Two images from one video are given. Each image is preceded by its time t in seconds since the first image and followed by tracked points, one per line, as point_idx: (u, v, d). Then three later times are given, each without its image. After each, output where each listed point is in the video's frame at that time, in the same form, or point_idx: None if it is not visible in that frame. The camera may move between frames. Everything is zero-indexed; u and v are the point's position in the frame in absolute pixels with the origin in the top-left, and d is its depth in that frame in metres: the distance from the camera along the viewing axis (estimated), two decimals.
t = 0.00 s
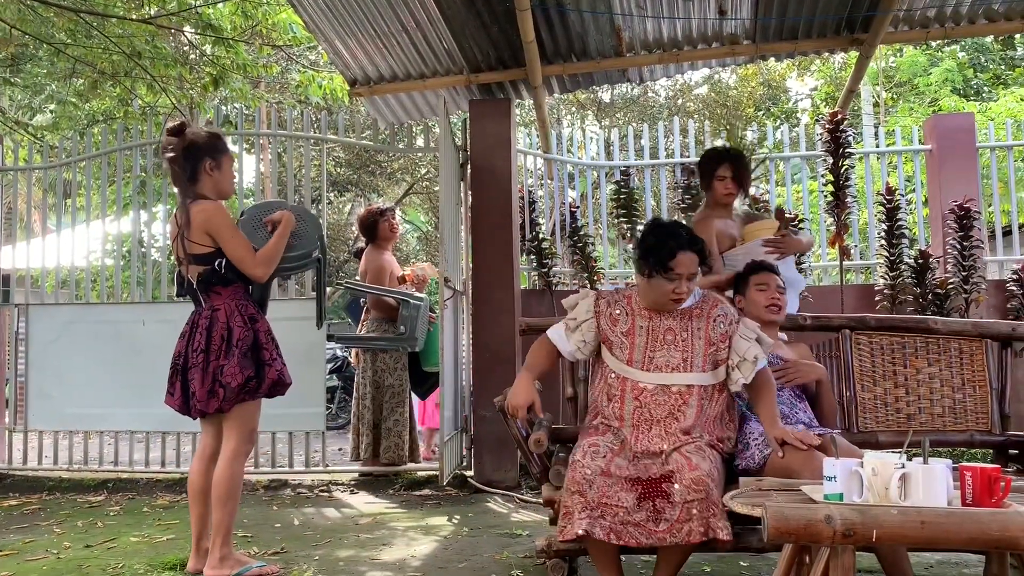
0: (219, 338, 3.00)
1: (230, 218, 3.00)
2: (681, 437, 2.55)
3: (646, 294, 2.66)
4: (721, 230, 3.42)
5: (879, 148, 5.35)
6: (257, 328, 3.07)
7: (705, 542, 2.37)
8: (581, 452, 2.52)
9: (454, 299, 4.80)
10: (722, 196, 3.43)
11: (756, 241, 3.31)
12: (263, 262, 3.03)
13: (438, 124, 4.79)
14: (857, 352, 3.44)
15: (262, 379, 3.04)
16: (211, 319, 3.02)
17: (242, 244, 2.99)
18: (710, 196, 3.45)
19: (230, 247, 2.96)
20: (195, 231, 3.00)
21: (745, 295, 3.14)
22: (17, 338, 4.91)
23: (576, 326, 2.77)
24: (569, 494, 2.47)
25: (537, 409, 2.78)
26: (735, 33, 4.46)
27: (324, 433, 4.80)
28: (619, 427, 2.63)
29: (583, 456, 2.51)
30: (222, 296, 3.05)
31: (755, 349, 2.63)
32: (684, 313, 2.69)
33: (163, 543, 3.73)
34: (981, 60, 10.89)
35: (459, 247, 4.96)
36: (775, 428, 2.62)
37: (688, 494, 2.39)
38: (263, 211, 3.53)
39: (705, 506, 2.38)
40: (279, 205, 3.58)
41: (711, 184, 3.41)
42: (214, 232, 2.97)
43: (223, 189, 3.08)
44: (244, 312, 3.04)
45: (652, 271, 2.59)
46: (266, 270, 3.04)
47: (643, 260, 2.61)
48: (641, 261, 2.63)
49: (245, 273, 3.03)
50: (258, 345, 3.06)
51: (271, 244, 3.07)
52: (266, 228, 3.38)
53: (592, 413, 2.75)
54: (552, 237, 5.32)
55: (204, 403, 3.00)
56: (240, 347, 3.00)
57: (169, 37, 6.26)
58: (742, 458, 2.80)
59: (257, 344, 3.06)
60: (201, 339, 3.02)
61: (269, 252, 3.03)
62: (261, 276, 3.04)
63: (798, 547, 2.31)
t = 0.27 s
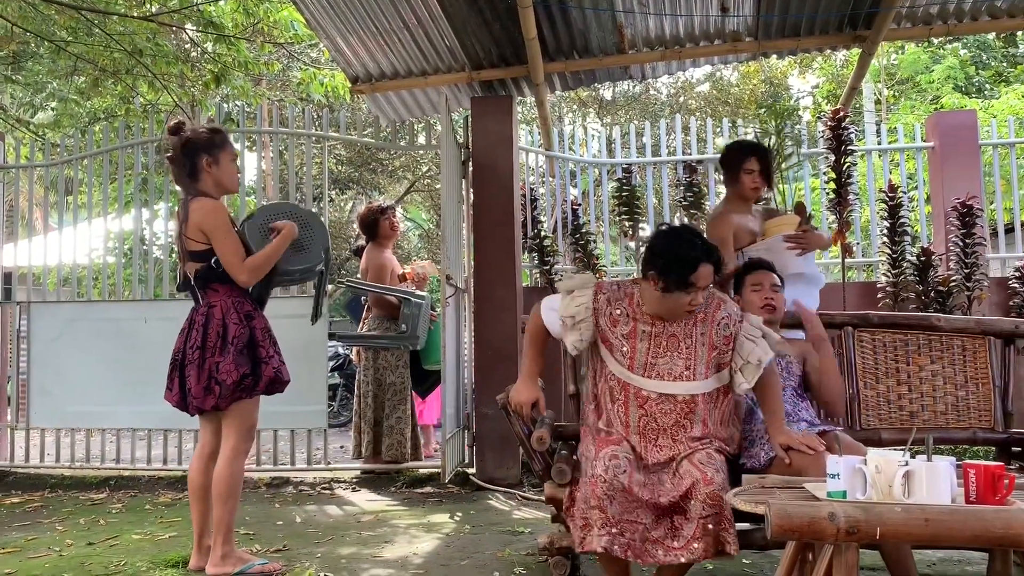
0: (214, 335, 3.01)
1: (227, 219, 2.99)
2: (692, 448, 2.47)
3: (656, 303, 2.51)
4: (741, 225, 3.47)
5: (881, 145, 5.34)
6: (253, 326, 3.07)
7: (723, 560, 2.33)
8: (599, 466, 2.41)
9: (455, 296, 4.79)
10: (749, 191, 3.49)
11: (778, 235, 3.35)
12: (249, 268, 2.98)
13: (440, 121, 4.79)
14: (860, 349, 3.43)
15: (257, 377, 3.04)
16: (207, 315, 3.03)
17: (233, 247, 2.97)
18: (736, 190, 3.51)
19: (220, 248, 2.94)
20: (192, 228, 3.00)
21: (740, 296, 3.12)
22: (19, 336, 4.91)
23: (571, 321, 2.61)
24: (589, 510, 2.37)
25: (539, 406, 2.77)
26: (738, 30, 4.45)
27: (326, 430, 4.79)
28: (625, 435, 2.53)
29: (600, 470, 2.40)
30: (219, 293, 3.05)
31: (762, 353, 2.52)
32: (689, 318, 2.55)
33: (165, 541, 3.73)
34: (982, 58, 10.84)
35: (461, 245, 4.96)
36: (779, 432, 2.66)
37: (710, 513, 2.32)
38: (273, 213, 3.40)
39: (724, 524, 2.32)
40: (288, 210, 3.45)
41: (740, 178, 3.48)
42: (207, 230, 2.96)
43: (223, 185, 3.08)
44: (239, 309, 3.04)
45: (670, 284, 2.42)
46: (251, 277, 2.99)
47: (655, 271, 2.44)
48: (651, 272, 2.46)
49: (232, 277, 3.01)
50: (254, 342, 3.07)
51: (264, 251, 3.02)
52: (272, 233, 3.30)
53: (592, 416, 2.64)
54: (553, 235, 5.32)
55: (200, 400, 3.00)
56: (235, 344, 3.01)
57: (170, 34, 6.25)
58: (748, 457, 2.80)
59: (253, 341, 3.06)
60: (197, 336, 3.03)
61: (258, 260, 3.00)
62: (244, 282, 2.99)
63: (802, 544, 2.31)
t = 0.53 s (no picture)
0: (214, 332, 3.01)
1: (227, 219, 2.99)
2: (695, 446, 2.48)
3: (665, 296, 2.45)
4: (752, 219, 3.45)
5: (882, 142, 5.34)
6: (252, 324, 3.07)
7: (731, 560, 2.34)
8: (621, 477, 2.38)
9: (456, 294, 4.79)
10: (764, 185, 3.45)
11: (791, 230, 3.35)
12: (241, 273, 2.96)
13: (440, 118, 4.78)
14: (860, 347, 3.43)
15: (255, 375, 3.04)
16: (207, 313, 3.03)
17: (228, 250, 2.96)
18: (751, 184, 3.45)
19: (217, 250, 2.95)
20: (192, 226, 3.01)
21: (739, 293, 3.13)
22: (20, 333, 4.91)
23: (571, 327, 2.54)
24: (613, 523, 2.32)
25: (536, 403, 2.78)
26: (738, 26, 4.45)
27: (326, 427, 4.80)
28: (627, 438, 2.52)
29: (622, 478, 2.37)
30: (219, 291, 3.06)
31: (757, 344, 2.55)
32: (687, 313, 2.52)
33: (166, 537, 3.73)
34: (983, 55, 10.75)
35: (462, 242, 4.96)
36: (781, 430, 2.66)
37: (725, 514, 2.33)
38: (275, 216, 3.34)
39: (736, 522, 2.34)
40: (294, 213, 3.36)
41: (758, 173, 3.43)
42: (206, 231, 2.96)
43: (226, 182, 3.09)
44: (238, 307, 3.04)
45: (688, 273, 2.37)
46: (242, 283, 2.97)
47: (668, 263, 2.38)
48: (662, 265, 2.39)
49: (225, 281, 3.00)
50: (253, 341, 3.07)
51: (261, 257, 3.00)
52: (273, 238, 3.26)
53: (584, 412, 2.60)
54: (553, 232, 5.32)
55: (198, 398, 3.01)
56: (233, 342, 3.01)
57: (171, 31, 6.25)
58: (751, 454, 2.86)
59: (252, 339, 3.07)
60: (197, 333, 3.03)
61: (250, 268, 2.97)
62: (235, 287, 2.97)
63: (802, 540, 2.31)
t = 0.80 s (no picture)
0: (215, 331, 3.02)
1: (228, 219, 2.98)
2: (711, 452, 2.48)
3: (671, 286, 2.35)
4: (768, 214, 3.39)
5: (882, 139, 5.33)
6: (254, 322, 3.08)
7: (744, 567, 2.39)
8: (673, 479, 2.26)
9: (456, 291, 4.79)
10: (785, 180, 3.39)
11: (808, 230, 3.32)
12: (241, 275, 2.96)
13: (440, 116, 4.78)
14: (860, 344, 3.43)
15: (257, 374, 3.04)
16: (209, 311, 3.04)
17: (228, 252, 2.96)
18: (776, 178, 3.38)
19: (216, 251, 2.94)
20: (194, 225, 3.01)
21: (740, 290, 3.13)
22: (20, 331, 4.92)
23: (593, 334, 2.33)
24: (667, 529, 2.21)
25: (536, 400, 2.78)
26: (738, 23, 4.44)
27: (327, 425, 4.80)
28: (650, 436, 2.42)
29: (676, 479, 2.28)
30: (221, 289, 3.06)
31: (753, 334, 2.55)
32: (688, 303, 2.44)
33: (168, 535, 3.74)
34: (983, 52, 10.79)
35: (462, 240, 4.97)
36: (777, 426, 2.64)
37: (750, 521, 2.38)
38: (277, 215, 3.37)
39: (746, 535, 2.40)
40: (295, 212, 3.40)
41: (785, 167, 3.35)
42: (206, 231, 2.96)
43: (229, 180, 3.09)
44: (240, 306, 3.04)
45: (694, 258, 2.30)
46: (241, 285, 2.97)
47: (674, 252, 2.29)
48: (669, 254, 2.30)
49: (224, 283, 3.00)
50: (255, 339, 3.07)
51: (261, 260, 2.99)
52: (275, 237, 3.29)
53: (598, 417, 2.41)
54: (554, 230, 5.32)
55: (199, 396, 3.01)
56: (235, 341, 3.01)
57: (170, 29, 6.24)
58: (748, 451, 2.88)
59: (253, 338, 3.07)
60: (199, 332, 3.04)
61: (248, 270, 2.96)
62: (234, 289, 2.97)
63: (803, 537, 2.31)
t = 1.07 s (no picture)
0: (215, 330, 3.02)
1: (227, 217, 2.98)
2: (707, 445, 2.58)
3: (654, 276, 2.46)
4: (801, 214, 3.42)
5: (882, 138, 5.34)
6: (254, 321, 3.08)
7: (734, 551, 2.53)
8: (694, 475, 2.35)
9: (456, 290, 4.79)
10: (822, 179, 3.42)
11: (843, 234, 3.36)
12: (238, 274, 2.96)
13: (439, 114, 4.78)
14: (859, 342, 3.42)
15: (255, 373, 3.04)
16: (209, 309, 3.04)
17: (227, 251, 2.96)
18: (811, 177, 3.41)
19: (215, 249, 2.94)
20: (194, 222, 3.01)
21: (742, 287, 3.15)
22: (20, 330, 4.91)
23: (625, 341, 2.30)
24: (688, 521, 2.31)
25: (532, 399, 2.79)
26: (737, 22, 4.44)
27: (326, 424, 4.80)
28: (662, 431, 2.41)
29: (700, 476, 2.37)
30: (221, 288, 3.06)
31: (704, 330, 2.67)
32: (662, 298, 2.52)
33: (167, 534, 3.74)
34: (982, 50, 10.90)
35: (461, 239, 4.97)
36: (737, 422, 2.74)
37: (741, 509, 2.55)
38: (277, 213, 3.30)
39: (734, 524, 2.55)
40: (296, 211, 3.32)
41: (821, 166, 3.38)
42: (205, 229, 2.96)
43: (230, 177, 3.09)
44: (239, 305, 3.04)
45: (675, 244, 2.44)
46: (239, 284, 2.97)
47: (659, 244, 2.41)
48: (656, 247, 2.41)
49: (224, 280, 3.00)
50: (254, 339, 3.07)
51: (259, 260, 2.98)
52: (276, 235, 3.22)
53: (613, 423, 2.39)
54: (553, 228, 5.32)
55: (198, 394, 3.01)
56: (234, 340, 3.01)
57: (169, 27, 6.23)
58: (747, 449, 2.89)
59: (253, 337, 3.07)
60: (198, 330, 3.04)
61: (248, 269, 2.95)
62: (232, 287, 2.98)
63: (802, 534, 2.31)
